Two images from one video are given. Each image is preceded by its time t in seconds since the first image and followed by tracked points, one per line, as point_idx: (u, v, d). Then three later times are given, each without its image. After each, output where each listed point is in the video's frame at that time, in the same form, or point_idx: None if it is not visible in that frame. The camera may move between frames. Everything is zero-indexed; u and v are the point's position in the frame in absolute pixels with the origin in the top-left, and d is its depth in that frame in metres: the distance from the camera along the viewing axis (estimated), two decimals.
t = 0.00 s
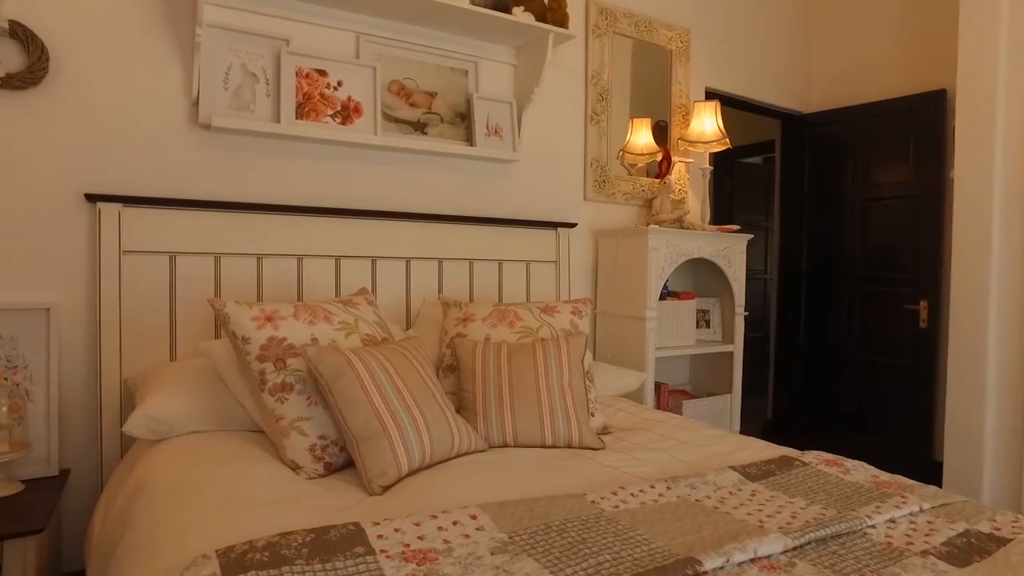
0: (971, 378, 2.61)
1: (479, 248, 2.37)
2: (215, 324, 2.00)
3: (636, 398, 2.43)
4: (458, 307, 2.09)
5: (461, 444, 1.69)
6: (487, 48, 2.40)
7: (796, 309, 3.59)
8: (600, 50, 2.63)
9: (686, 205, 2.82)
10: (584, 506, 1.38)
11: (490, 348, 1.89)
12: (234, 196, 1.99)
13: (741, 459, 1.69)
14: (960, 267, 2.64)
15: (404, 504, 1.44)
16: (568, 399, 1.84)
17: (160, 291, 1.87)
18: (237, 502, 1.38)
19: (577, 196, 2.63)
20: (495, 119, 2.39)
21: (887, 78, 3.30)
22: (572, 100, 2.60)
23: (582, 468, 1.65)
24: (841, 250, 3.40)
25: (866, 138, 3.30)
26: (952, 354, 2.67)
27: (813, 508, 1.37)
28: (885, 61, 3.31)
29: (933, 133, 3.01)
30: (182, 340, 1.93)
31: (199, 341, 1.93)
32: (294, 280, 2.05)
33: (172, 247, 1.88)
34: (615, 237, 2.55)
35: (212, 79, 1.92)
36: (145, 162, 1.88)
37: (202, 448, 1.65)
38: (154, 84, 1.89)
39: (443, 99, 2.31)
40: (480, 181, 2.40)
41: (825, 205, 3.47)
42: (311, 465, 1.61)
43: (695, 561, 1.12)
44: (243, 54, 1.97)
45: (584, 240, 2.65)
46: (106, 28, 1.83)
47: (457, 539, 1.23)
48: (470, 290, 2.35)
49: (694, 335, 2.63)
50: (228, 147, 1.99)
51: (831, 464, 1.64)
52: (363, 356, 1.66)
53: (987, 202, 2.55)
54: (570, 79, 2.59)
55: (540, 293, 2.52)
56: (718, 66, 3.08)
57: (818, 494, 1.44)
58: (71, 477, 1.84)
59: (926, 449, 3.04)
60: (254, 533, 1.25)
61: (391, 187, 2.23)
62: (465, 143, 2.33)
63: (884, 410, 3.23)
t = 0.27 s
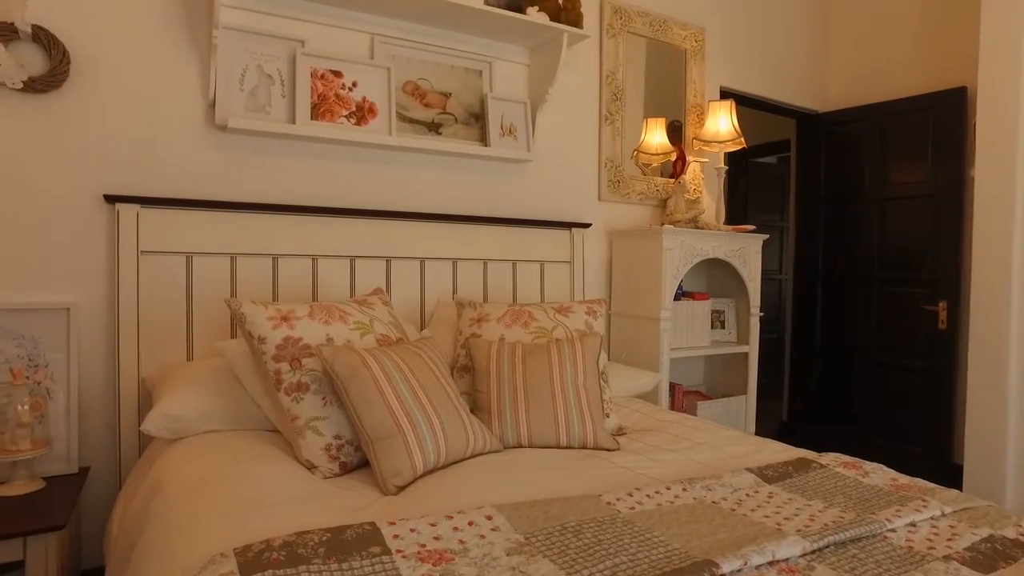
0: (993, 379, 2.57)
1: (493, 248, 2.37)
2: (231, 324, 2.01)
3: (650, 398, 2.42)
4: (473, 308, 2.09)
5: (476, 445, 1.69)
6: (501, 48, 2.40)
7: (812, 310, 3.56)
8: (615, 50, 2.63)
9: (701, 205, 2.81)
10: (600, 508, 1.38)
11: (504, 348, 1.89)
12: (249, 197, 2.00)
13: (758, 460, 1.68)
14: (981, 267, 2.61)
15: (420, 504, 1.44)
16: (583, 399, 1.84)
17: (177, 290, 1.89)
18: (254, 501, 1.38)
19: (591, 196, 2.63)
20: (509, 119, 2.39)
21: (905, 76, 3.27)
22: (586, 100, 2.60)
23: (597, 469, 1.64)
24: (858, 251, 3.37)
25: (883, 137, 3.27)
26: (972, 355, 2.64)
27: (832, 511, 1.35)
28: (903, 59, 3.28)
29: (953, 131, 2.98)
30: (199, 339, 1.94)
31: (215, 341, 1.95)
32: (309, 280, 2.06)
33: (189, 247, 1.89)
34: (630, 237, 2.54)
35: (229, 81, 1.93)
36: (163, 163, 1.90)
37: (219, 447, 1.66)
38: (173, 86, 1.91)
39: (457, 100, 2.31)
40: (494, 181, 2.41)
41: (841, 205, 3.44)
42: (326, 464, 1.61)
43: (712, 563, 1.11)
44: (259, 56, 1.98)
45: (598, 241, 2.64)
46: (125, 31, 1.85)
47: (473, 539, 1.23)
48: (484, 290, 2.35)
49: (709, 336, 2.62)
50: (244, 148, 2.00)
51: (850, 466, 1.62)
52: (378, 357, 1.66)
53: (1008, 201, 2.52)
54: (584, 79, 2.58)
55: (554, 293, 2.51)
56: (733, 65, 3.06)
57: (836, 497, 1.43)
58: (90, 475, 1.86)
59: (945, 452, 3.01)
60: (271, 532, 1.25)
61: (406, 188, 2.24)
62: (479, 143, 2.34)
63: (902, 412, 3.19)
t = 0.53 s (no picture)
0: (1013, 381, 2.54)
1: (506, 248, 2.37)
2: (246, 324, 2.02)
3: (664, 399, 2.41)
4: (486, 308, 2.09)
5: (490, 445, 1.69)
6: (515, 48, 2.40)
7: (827, 311, 3.54)
8: (628, 49, 2.62)
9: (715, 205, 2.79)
10: (616, 509, 1.37)
11: (519, 349, 1.89)
12: (264, 198, 2.01)
13: (774, 462, 1.67)
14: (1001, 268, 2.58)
15: (435, 504, 1.44)
16: (598, 400, 1.83)
17: (193, 290, 1.90)
18: (270, 500, 1.39)
19: (605, 196, 2.62)
20: (522, 119, 2.39)
21: (922, 74, 3.24)
22: (600, 100, 2.59)
23: (612, 470, 1.64)
24: (875, 251, 3.34)
25: (901, 136, 3.23)
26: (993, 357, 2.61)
27: (850, 514, 1.34)
28: (920, 57, 3.25)
29: (972, 130, 2.95)
30: (215, 339, 1.95)
31: (231, 340, 1.96)
32: (323, 280, 2.07)
33: (205, 247, 1.91)
34: (644, 237, 2.53)
35: (245, 82, 1.94)
36: (179, 164, 1.91)
37: (234, 446, 1.67)
38: (189, 88, 1.92)
39: (470, 100, 2.31)
40: (507, 181, 2.40)
41: (857, 205, 3.42)
42: (341, 464, 1.62)
43: (730, 565, 1.10)
44: (274, 57, 1.99)
45: (612, 241, 2.64)
46: (142, 32, 1.86)
47: (489, 540, 1.23)
48: (498, 290, 2.35)
49: (723, 336, 2.60)
50: (260, 149, 2.01)
51: (868, 468, 1.60)
52: (393, 357, 1.67)
53: None
54: (598, 78, 2.58)
55: (567, 293, 2.51)
56: (747, 64, 3.04)
57: (854, 500, 1.42)
58: (109, 473, 1.88)
59: (962, 455, 2.97)
60: (288, 531, 1.26)
61: (420, 188, 2.24)
62: (492, 143, 2.34)
63: (919, 414, 3.16)
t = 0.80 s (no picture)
0: None
1: (519, 249, 2.37)
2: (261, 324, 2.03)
3: (678, 401, 2.40)
4: (500, 308, 2.09)
5: (504, 446, 1.69)
6: (528, 48, 2.40)
7: (842, 312, 3.52)
8: (642, 49, 2.61)
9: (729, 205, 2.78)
10: (632, 511, 1.37)
11: (533, 349, 1.89)
12: (279, 199, 2.02)
13: (791, 465, 1.65)
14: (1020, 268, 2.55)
15: (450, 505, 1.44)
16: (612, 401, 1.83)
17: (208, 291, 1.91)
18: (286, 500, 1.40)
19: (618, 196, 2.61)
20: (536, 120, 2.38)
21: (939, 73, 3.21)
22: (614, 100, 2.59)
23: (627, 472, 1.63)
24: (892, 251, 3.32)
25: (918, 135, 3.20)
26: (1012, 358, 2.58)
27: (870, 518, 1.33)
28: (937, 55, 3.22)
29: (991, 129, 2.91)
30: (230, 339, 1.96)
31: (246, 340, 1.97)
32: (337, 280, 2.07)
33: (220, 248, 1.92)
34: (658, 237, 2.52)
35: (259, 84, 1.95)
36: (195, 165, 1.93)
37: (250, 446, 1.68)
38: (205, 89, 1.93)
39: (484, 100, 2.31)
40: (520, 182, 2.40)
41: (873, 205, 3.39)
42: (356, 464, 1.62)
43: (748, 568, 1.09)
44: (288, 58, 2.00)
45: (625, 241, 2.63)
46: (159, 35, 1.87)
47: (504, 541, 1.23)
48: (511, 291, 2.35)
49: (738, 338, 2.59)
50: (274, 150, 2.02)
51: (886, 471, 1.59)
52: (408, 357, 1.67)
53: None
54: (611, 78, 2.57)
55: (581, 294, 2.50)
56: (762, 63, 3.03)
57: (873, 503, 1.40)
58: (125, 472, 1.89)
59: (982, 457, 2.94)
60: (304, 531, 1.26)
61: (433, 189, 2.24)
62: (506, 143, 2.34)
63: (937, 416, 3.13)
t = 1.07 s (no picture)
0: None
1: (534, 249, 2.36)
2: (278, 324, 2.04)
3: (694, 402, 2.39)
4: (516, 309, 2.09)
5: (521, 447, 1.69)
6: (543, 48, 2.40)
7: (859, 313, 3.49)
8: (657, 49, 2.60)
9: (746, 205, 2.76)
10: (651, 513, 1.36)
11: (549, 350, 1.89)
12: (296, 199, 2.03)
13: (810, 467, 1.64)
14: None
15: (468, 505, 1.44)
16: (629, 402, 1.82)
17: (226, 291, 1.92)
18: (304, 500, 1.40)
19: (634, 196, 2.61)
20: (551, 119, 2.38)
21: (959, 70, 3.18)
22: (629, 100, 2.58)
23: (644, 473, 1.62)
24: (911, 251, 3.28)
25: (939, 134, 3.17)
26: None
27: (892, 522, 1.31)
28: (957, 53, 3.18)
29: (1015, 127, 2.87)
30: (248, 339, 1.98)
31: (263, 340, 1.98)
32: (354, 281, 2.08)
33: (238, 248, 1.93)
34: (673, 237, 2.51)
35: (276, 85, 1.97)
36: (213, 166, 1.94)
37: (267, 445, 1.69)
38: (223, 91, 1.95)
39: (499, 100, 2.31)
40: (535, 182, 2.40)
41: (893, 204, 3.36)
42: (373, 464, 1.63)
43: (769, 571, 1.08)
44: (305, 59, 2.01)
45: (641, 242, 2.62)
46: (177, 36, 1.89)
47: (523, 542, 1.23)
48: (526, 291, 2.35)
49: (754, 339, 2.57)
50: (291, 151, 2.03)
51: (908, 475, 1.57)
52: (425, 358, 1.67)
53: None
54: (626, 78, 2.57)
55: (596, 294, 2.49)
56: (778, 62, 3.00)
57: (896, 507, 1.39)
58: (145, 470, 1.91)
59: (1003, 460, 2.90)
60: (323, 530, 1.27)
61: (448, 189, 2.25)
62: (521, 144, 2.34)
63: (958, 418, 3.10)
